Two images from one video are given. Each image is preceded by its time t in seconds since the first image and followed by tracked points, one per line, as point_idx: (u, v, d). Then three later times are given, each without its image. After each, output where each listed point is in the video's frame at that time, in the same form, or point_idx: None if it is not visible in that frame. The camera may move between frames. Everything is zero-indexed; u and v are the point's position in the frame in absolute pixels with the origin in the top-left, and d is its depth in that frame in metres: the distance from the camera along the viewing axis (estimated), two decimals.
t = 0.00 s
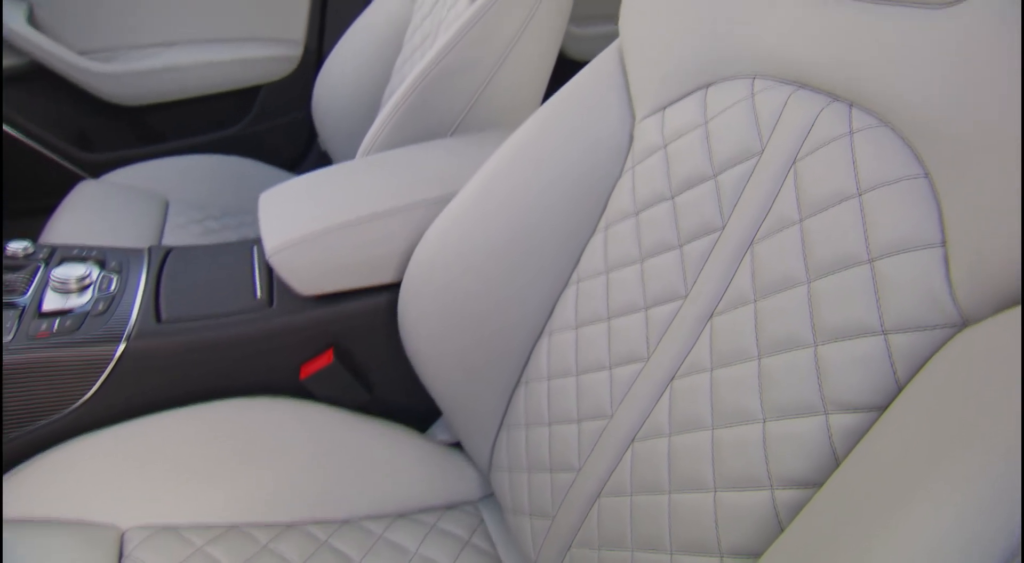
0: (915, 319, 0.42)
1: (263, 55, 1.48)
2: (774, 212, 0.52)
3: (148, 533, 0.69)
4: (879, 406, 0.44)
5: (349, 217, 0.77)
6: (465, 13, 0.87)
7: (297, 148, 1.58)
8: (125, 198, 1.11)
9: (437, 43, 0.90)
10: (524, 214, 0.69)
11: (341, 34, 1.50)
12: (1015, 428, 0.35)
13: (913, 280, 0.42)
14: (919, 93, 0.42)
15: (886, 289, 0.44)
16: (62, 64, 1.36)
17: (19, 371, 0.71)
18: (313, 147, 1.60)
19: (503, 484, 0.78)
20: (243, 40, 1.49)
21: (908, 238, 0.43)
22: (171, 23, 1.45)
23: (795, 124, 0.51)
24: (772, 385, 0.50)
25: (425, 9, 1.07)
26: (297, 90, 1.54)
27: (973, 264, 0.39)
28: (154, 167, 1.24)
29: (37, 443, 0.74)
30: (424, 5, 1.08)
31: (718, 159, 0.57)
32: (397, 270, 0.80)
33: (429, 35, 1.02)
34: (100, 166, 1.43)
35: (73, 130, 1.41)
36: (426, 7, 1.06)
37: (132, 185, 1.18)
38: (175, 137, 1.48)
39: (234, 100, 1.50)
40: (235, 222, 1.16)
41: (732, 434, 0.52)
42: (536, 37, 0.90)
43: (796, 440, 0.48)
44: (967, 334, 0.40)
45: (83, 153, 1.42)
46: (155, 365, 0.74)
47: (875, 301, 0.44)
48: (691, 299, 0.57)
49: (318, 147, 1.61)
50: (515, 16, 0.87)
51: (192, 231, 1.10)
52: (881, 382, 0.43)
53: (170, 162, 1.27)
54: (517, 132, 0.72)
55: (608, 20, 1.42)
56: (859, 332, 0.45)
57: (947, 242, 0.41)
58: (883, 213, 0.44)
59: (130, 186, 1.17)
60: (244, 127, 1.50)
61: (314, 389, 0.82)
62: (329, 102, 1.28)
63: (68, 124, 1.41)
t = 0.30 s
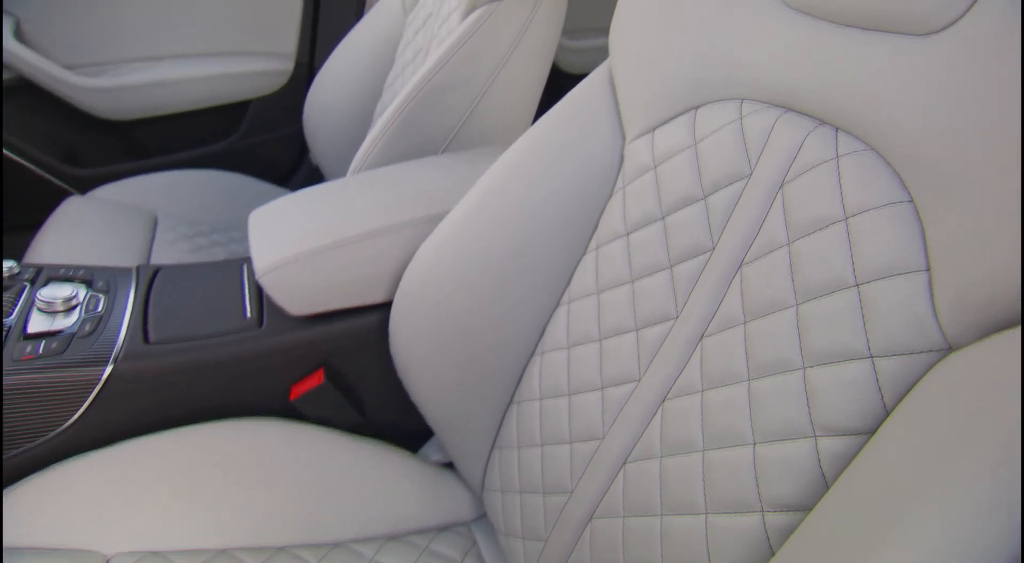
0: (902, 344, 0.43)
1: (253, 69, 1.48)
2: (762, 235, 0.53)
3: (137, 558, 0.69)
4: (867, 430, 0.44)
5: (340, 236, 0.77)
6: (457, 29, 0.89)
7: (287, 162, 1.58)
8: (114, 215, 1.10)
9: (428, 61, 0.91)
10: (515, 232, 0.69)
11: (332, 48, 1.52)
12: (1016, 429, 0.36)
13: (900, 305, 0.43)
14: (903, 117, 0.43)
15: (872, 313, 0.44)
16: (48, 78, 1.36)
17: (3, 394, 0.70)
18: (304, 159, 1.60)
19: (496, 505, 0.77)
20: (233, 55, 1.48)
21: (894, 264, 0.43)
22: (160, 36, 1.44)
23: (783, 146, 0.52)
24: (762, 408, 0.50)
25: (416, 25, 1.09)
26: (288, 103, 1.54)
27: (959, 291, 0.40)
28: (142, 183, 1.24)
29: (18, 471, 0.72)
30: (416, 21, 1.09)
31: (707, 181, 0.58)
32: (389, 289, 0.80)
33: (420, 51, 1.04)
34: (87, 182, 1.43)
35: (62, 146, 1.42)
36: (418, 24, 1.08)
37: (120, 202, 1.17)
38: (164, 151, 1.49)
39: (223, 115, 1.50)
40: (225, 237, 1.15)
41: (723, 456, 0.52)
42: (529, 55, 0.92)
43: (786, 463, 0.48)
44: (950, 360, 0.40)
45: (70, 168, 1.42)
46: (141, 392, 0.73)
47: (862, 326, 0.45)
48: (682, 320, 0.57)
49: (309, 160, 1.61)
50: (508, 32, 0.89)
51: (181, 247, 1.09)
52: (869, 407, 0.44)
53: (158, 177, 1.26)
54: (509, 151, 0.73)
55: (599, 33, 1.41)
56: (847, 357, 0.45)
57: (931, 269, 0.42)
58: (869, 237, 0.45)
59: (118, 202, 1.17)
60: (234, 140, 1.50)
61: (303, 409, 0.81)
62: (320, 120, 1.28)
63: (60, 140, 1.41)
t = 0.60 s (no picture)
0: (889, 368, 0.43)
1: (244, 82, 1.48)
2: (752, 257, 0.53)
3: None
4: (857, 454, 0.45)
5: (331, 253, 0.77)
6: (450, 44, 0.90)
7: (278, 178, 1.59)
8: (102, 230, 1.10)
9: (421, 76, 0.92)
10: (506, 250, 0.70)
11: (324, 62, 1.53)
12: (1015, 444, 0.35)
13: (887, 329, 0.43)
14: (886, 141, 0.43)
15: (860, 337, 0.45)
16: (36, 92, 1.34)
17: None
18: (296, 172, 1.61)
19: (488, 526, 0.77)
20: (225, 68, 1.49)
21: (880, 289, 0.44)
22: (150, 49, 1.43)
23: (772, 168, 0.52)
24: (753, 432, 0.51)
25: (410, 39, 1.10)
26: (280, 117, 1.55)
27: (945, 318, 0.40)
28: (129, 198, 1.24)
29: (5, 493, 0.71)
30: (409, 35, 1.10)
31: (697, 202, 0.58)
32: (380, 308, 0.80)
33: (413, 64, 1.04)
34: (74, 198, 1.43)
35: (49, 160, 1.41)
36: (411, 38, 1.09)
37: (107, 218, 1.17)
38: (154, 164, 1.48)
39: (213, 128, 1.50)
40: (214, 253, 1.15)
41: (714, 478, 0.53)
42: (521, 70, 0.92)
43: (776, 487, 0.49)
44: (938, 385, 0.40)
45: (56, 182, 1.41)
46: (126, 414, 0.73)
47: (851, 350, 0.45)
48: (674, 341, 0.58)
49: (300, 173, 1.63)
50: (501, 47, 0.89)
51: (170, 263, 1.09)
52: (859, 432, 0.44)
53: (145, 192, 1.26)
54: (501, 168, 0.73)
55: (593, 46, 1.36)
56: (836, 381, 0.46)
57: (918, 293, 0.42)
58: (856, 261, 0.45)
59: (104, 218, 1.16)
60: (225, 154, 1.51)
61: (294, 428, 0.81)
62: (311, 137, 1.28)
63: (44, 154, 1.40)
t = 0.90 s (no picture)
0: (878, 392, 0.43)
1: (235, 97, 1.49)
2: (743, 279, 0.54)
3: None
4: (847, 479, 0.45)
5: (317, 276, 0.77)
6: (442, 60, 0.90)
7: (268, 193, 1.61)
8: (91, 246, 1.10)
9: (414, 92, 0.92)
10: (500, 268, 0.70)
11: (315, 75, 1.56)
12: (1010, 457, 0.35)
13: (876, 352, 0.44)
14: (871, 164, 0.44)
15: (850, 360, 0.45)
16: (23, 107, 1.35)
17: None
18: (288, 185, 1.63)
19: (482, 548, 0.76)
20: (217, 81, 1.49)
21: (869, 313, 0.44)
22: (142, 62, 1.42)
23: (761, 191, 0.53)
24: (745, 456, 0.51)
25: (402, 53, 1.10)
26: (271, 130, 1.56)
27: (932, 344, 0.40)
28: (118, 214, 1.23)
29: None
30: (401, 50, 1.11)
31: (689, 223, 0.59)
32: (373, 327, 0.80)
33: (405, 79, 1.05)
34: (61, 214, 1.43)
35: (36, 176, 1.40)
36: (403, 52, 1.10)
37: (94, 233, 1.16)
38: (144, 179, 1.48)
39: (203, 140, 1.50)
40: (205, 268, 1.14)
41: (705, 501, 0.53)
42: (513, 87, 0.93)
43: (768, 510, 0.49)
44: (928, 408, 0.40)
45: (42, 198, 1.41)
46: (116, 433, 0.73)
47: (840, 373, 0.46)
48: (666, 363, 0.58)
49: (291, 186, 1.65)
50: (492, 64, 0.90)
51: (159, 279, 1.09)
52: (849, 457, 0.44)
53: (135, 208, 1.26)
54: (493, 188, 0.73)
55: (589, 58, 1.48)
56: (827, 405, 0.46)
57: (905, 317, 0.42)
58: (845, 285, 0.46)
59: (93, 233, 1.16)
60: (216, 168, 1.52)
61: (284, 450, 0.80)
62: (302, 152, 1.28)
63: (31, 167, 1.39)
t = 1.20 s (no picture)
0: (867, 419, 0.43)
1: (224, 110, 1.47)
2: (734, 304, 0.54)
3: None
4: (839, 505, 0.45)
5: (303, 297, 0.76)
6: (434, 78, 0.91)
7: (260, 209, 1.57)
8: (79, 264, 1.09)
9: (406, 109, 0.93)
10: (492, 288, 0.70)
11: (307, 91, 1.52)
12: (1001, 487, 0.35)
13: (865, 378, 0.44)
14: (859, 190, 0.44)
15: (839, 386, 0.45)
16: (11, 123, 1.36)
17: None
18: (280, 199, 1.59)
19: None
20: (207, 95, 1.48)
21: (859, 339, 0.44)
22: (130, 76, 1.43)
23: (751, 215, 0.53)
24: (737, 482, 0.51)
25: (394, 68, 1.11)
26: (262, 147, 1.53)
27: (920, 372, 0.41)
28: (109, 231, 1.23)
29: None
30: (393, 64, 1.11)
31: (680, 245, 0.59)
32: (364, 347, 0.79)
33: (398, 94, 1.06)
34: (48, 230, 1.43)
35: (23, 192, 1.40)
36: (395, 67, 1.10)
37: (79, 250, 1.15)
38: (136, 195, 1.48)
39: (195, 155, 1.48)
40: (196, 285, 1.14)
41: (698, 528, 0.53)
42: (506, 105, 0.94)
43: (760, 536, 0.49)
44: (918, 435, 0.41)
45: (30, 214, 1.41)
46: (101, 459, 0.72)
47: (830, 400, 0.46)
48: (658, 386, 0.58)
49: (281, 202, 1.60)
50: (484, 82, 0.91)
51: (148, 297, 1.08)
52: (840, 483, 0.45)
53: (128, 224, 1.26)
54: (484, 209, 0.73)
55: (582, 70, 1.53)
56: (817, 431, 0.46)
57: (893, 344, 0.43)
58: (834, 310, 0.46)
59: (82, 251, 1.16)
60: (207, 183, 1.50)
61: (273, 473, 0.80)
62: (294, 169, 1.28)
63: (16, 184, 1.39)
